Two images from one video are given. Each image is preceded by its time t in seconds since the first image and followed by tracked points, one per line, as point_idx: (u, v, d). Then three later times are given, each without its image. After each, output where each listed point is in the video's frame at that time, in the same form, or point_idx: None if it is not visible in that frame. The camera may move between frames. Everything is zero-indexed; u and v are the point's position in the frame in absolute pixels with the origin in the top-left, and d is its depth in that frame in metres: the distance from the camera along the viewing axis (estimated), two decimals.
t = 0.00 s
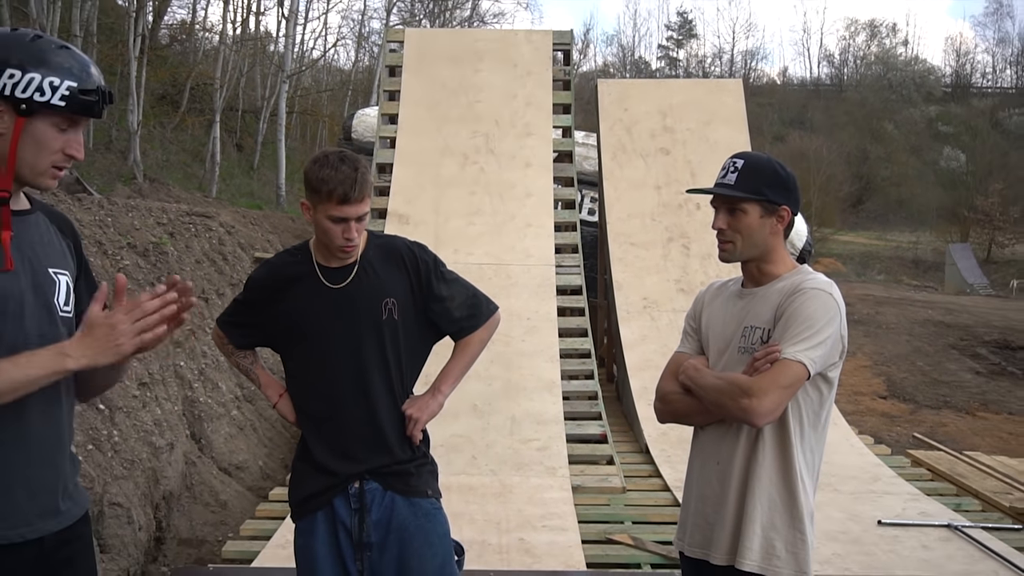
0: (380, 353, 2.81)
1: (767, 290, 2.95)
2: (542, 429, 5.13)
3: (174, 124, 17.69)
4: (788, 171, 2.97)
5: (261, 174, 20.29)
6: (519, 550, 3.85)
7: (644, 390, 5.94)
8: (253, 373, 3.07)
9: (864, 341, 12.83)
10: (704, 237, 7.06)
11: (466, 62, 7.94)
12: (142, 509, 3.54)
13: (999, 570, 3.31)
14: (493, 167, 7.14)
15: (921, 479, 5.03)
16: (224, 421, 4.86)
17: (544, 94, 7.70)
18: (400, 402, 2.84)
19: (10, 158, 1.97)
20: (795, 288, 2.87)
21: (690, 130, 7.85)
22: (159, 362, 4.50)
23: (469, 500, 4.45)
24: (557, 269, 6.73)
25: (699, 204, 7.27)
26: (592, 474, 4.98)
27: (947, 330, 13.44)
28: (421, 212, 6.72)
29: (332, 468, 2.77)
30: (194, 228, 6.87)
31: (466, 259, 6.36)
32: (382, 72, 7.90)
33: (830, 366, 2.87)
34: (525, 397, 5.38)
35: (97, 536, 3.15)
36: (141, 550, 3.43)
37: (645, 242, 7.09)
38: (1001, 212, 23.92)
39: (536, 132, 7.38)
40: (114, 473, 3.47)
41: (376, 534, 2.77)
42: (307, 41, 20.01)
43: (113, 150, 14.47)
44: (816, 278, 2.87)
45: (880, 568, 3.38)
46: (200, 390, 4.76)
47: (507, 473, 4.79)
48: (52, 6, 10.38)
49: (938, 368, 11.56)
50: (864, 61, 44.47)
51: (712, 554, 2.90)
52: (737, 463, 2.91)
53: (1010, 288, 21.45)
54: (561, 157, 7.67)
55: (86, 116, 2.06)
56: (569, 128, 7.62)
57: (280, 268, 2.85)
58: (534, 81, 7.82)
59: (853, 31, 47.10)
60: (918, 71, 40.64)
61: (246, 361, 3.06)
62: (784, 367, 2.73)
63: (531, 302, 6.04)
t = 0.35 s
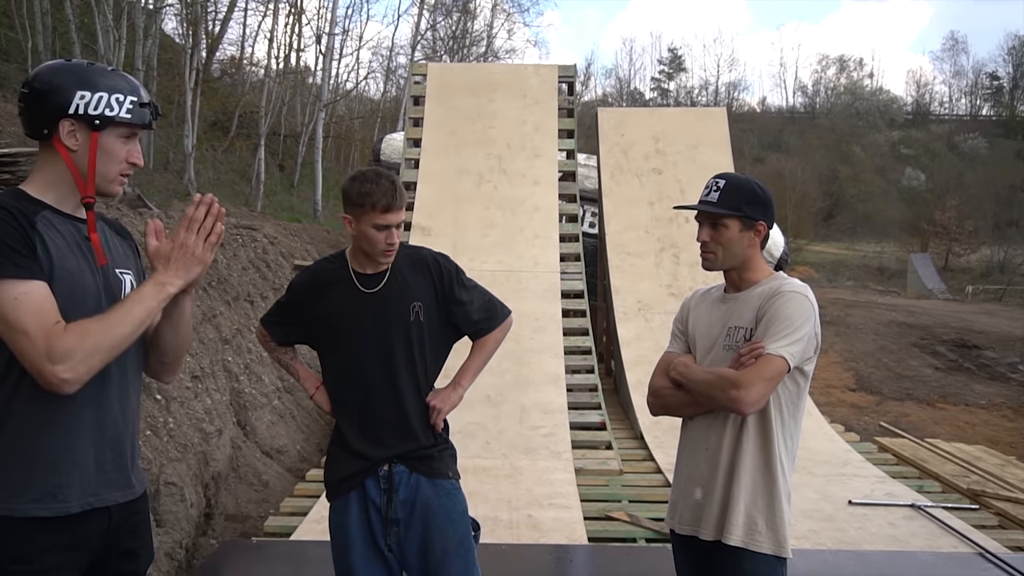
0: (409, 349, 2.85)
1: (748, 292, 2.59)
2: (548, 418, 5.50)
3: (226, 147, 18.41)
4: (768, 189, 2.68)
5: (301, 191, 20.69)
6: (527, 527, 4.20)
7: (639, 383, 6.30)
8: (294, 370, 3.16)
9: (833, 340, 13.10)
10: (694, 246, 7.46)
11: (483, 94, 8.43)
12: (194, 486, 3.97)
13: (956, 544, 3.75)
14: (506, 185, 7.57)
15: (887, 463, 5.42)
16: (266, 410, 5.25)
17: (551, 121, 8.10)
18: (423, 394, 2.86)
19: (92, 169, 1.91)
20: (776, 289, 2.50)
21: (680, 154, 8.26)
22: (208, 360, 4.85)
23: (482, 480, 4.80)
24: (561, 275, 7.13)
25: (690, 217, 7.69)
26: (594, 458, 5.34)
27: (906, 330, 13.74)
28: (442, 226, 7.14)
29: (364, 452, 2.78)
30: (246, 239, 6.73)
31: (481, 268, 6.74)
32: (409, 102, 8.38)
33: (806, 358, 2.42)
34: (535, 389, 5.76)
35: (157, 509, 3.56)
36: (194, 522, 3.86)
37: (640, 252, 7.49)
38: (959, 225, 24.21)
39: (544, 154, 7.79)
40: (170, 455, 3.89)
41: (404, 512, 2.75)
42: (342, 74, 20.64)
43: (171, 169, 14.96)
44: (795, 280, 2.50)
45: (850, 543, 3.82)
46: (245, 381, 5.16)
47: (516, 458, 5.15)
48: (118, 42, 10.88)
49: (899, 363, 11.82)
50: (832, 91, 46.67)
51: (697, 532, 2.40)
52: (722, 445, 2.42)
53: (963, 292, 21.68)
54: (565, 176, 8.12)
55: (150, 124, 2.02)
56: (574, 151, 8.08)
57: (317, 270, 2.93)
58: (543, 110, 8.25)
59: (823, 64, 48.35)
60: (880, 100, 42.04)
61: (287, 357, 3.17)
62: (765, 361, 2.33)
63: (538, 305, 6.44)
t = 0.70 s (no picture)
0: (410, 354, 2.74)
1: (747, 297, 2.56)
2: (548, 422, 5.49)
3: (226, 149, 18.44)
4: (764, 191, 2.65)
5: (301, 194, 20.72)
6: (526, 531, 4.19)
7: (639, 387, 6.30)
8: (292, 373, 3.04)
9: (833, 343, 13.08)
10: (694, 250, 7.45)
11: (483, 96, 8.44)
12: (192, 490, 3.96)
13: (958, 549, 3.74)
14: (505, 187, 7.57)
15: (887, 467, 5.42)
16: (265, 412, 5.24)
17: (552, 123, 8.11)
18: (424, 396, 2.76)
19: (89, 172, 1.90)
20: (774, 295, 2.48)
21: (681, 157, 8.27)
22: (207, 363, 4.83)
23: (480, 484, 4.79)
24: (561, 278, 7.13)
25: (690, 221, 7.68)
26: (593, 462, 5.33)
27: (907, 334, 13.71)
28: (441, 228, 7.13)
29: (365, 457, 2.67)
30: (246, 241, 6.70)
31: (480, 271, 6.74)
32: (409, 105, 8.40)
33: (806, 364, 2.42)
34: (535, 392, 5.75)
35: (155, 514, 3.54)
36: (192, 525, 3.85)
37: (639, 255, 7.48)
38: (959, 228, 24.35)
39: (544, 157, 7.80)
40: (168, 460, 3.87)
41: (405, 516, 2.64)
42: (340, 76, 20.64)
43: (172, 172, 14.96)
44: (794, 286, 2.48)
45: (850, 548, 3.81)
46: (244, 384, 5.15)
47: (516, 460, 5.14)
48: (119, 44, 10.87)
49: (899, 367, 11.83)
50: (831, 95, 46.76)
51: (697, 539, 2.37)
52: (725, 451, 2.38)
53: (963, 296, 21.67)
54: (565, 179, 8.13)
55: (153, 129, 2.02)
56: (574, 154, 8.08)
57: (318, 272, 2.81)
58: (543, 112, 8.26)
59: (823, 69, 48.47)
60: (880, 104, 42.02)
61: (285, 361, 3.04)
62: (766, 366, 2.32)
63: (538, 308, 6.43)
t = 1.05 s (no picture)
0: (415, 354, 2.60)
1: (747, 296, 2.45)
2: (547, 422, 5.49)
3: (224, 149, 18.46)
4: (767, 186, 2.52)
5: (300, 194, 20.75)
6: (525, 531, 4.18)
7: (638, 387, 6.29)
8: (294, 371, 2.88)
9: (832, 343, 13.08)
10: (694, 249, 7.45)
11: (482, 95, 8.44)
12: (192, 490, 3.95)
13: (958, 548, 3.74)
14: (504, 186, 7.57)
15: (887, 466, 5.41)
16: (263, 412, 5.24)
17: (551, 122, 8.12)
18: (427, 397, 2.61)
19: (113, 176, 1.93)
20: (776, 293, 2.39)
21: (680, 156, 8.27)
22: (206, 363, 4.83)
23: (479, 484, 4.79)
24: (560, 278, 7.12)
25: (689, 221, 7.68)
26: (592, 461, 5.32)
27: (907, 333, 13.71)
28: (441, 228, 7.13)
29: (367, 457, 2.54)
30: (244, 241, 6.67)
31: (479, 270, 6.74)
32: (407, 105, 8.41)
33: (805, 362, 2.34)
34: (534, 392, 5.75)
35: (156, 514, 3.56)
36: (191, 527, 3.85)
37: (639, 254, 7.48)
38: (959, 227, 24.35)
39: (542, 156, 7.80)
40: (167, 459, 3.87)
41: (408, 518, 2.51)
42: (339, 76, 20.63)
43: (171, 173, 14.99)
44: (798, 284, 2.39)
45: (850, 547, 3.81)
46: (243, 384, 5.15)
47: (515, 460, 5.13)
48: (118, 45, 10.87)
49: (899, 366, 11.83)
50: (831, 94, 46.79)
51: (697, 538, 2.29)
52: (726, 449, 2.31)
53: (963, 296, 21.65)
54: (564, 178, 8.12)
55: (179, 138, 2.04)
56: (573, 153, 8.07)
57: (322, 268, 2.66)
58: (542, 111, 8.26)
59: (823, 68, 48.43)
60: (880, 104, 42.01)
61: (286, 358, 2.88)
62: (769, 363, 2.24)
63: (537, 308, 6.43)
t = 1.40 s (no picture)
0: (433, 351, 2.46)
1: (743, 293, 2.44)
2: (546, 419, 5.49)
3: (223, 146, 18.47)
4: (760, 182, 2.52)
5: (299, 191, 20.76)
6: (524, 528, 4.18)
7: (637, 384, 6.29)
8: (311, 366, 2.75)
9: (831, 339, 13.09)
10: (692, 246, 7.45)
11: (480, 92, 8.44)
12: (189, 488, 3.95)
13: (955, 545, 3.74)
14: (502, 183, 7.57)
15: (886, 462, 5.41)
16: (261, 410, 5.23)
17: (549, 119, 8.12)
18: (443, 395, 2.48)
19: (81, 170, 1.86)
20: (770, 288, 2.38)
21: (678, 153, 8.27)
22: (205, 361, 4.84)
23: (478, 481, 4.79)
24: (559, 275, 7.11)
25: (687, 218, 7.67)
26: (591, 458, 5.32)
27: (905, 329, 13.72)
28: (439, 225, 7.12)
29: (381, 455, 2.41)
30: (242, 239, 6.64)
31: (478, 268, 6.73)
32: (405, 102, 8.40)
33: (802, 356, 2.33)
34: (533, 389, 5.75)
35: (154, 511, 3.56)
36: (189, 524, 3.84)
37: (637, 251, 7.48)
38: (957, 224, 24.38)
39: (541, 154, 7.79)
40: (165, 457, 3.86)
41: (422, 519, 2.40)
42: (338, 74, 20.62)
43: (168, 170, 15.04)
44: (794, 278, 2.39)
45: (848, 544, 3.81)
46: (241, 382, 5.15)
47: (514, 457, 5.13)
48: (115, 42, 10.85)
49: (897, 362, 11.84)
50: (830, 91, 46.82)
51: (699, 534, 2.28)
52: (726, 446, 2.31)
53: (961, 292, 21.66)
54: (562, 175, 8.11)
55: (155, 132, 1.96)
56: (571, 150, 8.07)
57: (342, 261, 2.52)
58: (541, 109, 8.26)
59: (822, 64, 48.39)
60: (878, 101, 42.03)
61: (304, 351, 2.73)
62: (765, 355, 2.24)
63: (535, 305, 6.42)
